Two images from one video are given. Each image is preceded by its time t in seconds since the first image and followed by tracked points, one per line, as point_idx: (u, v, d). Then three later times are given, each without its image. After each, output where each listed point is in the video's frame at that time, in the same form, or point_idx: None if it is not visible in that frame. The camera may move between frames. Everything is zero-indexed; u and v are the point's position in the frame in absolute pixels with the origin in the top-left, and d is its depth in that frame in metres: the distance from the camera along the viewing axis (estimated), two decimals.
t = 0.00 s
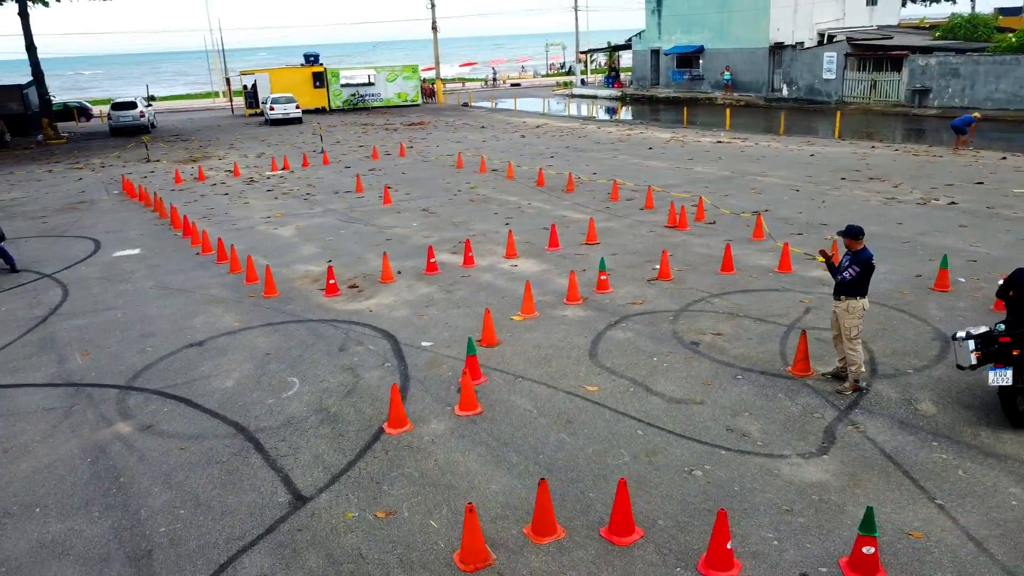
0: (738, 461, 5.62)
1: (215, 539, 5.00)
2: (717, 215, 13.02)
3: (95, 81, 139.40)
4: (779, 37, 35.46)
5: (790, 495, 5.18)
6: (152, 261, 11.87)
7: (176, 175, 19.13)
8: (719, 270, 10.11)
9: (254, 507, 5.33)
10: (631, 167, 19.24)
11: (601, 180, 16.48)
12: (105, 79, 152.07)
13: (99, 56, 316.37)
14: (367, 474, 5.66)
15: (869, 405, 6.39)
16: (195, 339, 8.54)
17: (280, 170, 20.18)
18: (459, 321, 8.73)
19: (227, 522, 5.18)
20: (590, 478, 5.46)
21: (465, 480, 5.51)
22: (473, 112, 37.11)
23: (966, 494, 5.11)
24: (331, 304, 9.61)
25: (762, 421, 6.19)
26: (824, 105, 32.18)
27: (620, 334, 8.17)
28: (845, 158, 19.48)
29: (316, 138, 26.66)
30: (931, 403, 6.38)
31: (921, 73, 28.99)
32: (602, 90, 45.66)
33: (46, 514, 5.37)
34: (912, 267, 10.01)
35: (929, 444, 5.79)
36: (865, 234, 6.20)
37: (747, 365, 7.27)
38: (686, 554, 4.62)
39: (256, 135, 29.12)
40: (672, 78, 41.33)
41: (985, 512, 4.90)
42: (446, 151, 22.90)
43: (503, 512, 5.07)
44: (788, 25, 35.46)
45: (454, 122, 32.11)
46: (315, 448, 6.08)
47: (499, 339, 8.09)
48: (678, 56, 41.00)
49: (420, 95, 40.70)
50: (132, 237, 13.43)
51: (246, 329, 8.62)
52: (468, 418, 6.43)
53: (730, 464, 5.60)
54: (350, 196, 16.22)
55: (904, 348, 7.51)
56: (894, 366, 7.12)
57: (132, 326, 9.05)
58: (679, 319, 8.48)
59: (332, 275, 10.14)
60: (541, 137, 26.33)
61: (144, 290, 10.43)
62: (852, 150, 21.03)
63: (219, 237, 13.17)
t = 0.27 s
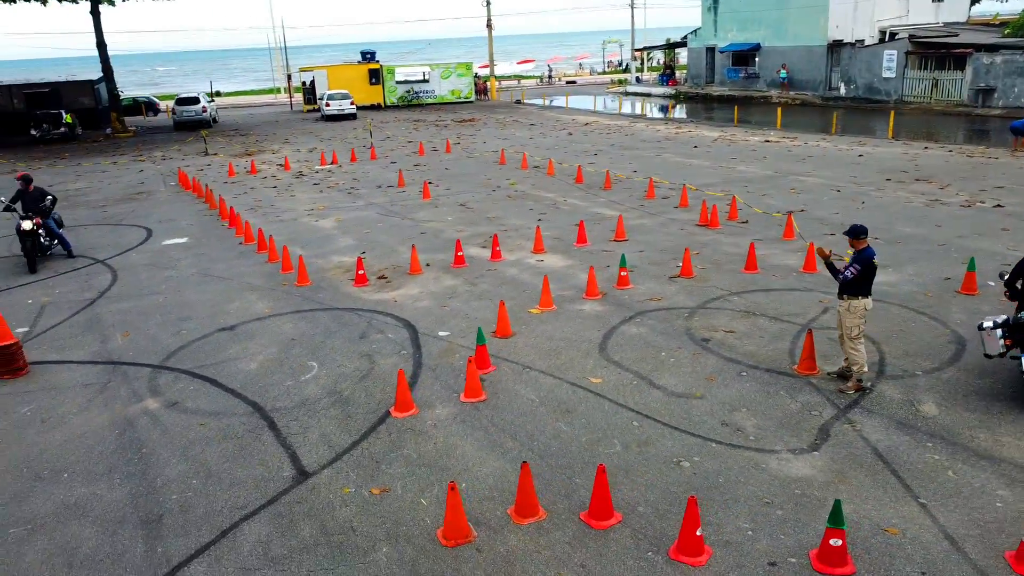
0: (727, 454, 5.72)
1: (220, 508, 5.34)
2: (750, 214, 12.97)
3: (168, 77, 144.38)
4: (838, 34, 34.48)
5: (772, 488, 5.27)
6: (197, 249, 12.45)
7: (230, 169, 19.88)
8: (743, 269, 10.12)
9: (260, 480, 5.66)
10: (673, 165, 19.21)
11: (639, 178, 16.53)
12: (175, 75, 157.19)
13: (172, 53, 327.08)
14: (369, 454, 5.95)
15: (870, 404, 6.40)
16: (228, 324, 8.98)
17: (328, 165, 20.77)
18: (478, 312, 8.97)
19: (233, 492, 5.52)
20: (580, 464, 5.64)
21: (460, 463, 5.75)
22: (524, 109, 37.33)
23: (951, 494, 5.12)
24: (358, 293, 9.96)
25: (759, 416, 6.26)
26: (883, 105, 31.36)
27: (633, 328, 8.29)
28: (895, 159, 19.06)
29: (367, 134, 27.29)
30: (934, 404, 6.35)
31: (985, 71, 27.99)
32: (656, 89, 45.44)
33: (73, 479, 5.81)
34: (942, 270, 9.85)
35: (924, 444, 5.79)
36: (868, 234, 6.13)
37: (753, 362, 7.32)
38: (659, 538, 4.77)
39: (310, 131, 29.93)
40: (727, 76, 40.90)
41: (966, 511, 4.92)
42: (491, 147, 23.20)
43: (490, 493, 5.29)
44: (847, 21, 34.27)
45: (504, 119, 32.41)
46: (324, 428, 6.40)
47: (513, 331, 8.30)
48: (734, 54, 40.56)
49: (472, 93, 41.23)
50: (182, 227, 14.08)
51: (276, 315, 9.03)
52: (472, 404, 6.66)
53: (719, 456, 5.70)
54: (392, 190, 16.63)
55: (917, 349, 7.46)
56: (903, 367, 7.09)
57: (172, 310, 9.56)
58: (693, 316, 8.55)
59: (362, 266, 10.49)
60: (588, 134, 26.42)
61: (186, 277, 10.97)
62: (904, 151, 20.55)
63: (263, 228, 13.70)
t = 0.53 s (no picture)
0: (718, 447, 5.82)
1: (229, 479, 5.70)
2: (784, 214, 12.90)
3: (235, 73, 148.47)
4: (900, 32, 33.52)
5: (756, 480, 5.37)
6: (241, 239, 12.99)
7: (281, 163, 20.56)
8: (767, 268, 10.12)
9: (269, 455, 6.01)
10: (716, 164, 19.11)
11: (678, 177, 16.52)
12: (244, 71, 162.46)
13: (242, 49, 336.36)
14: (373, 434, 6.24)
15: (870, 404, 6.42)
16: (259, 310, 9.42)
17: (375, 159, 21.28)
18: (498, 304, 9.20)
19: (243, 466, 5.87)
20: (571, 451, 5.82)
21: (457, 446, 5.99)
22: (576, 107, 37.44)
23: (936, 494, 5.14)
24: (386, 284, 10.30)
25: (756, 412, 6.34)
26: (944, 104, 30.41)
27: (647, 324, 8.41)
28: (946, 160, 18.58)
29: (417, 130, 27.80)
30: (936, 406, 6.33)
31: None
32: (712, 87, 45.00)
33: (100, 448, 6.26)
34: (973, 274, 9.66)
35: (918, 445, 5.79)
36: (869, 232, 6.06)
37: (760, 359, 7.38)
38: (637, 523, 4.93)
39: (363, 126, 30.62)
40: (784, 74, 40.35)
41: (947, 511, 4.95)
42: (536, 144, 23.41)
43: (481, 474, 5.52)
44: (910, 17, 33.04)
45: (553, 117, 32.58)
46: (335, 409, 6.72)
47: (529, 324, 8.51)
48: (792, 51, 39.99)
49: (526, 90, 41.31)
50: (230, 218, 14.68)
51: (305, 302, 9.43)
52: (477, 392, 6.90)
53: (709, 449, 5.82)
54: (433, 185, 17.00)
55: (930, 351, 7.40)
56: (912, 368, 7.06)
57: (209, 296, 10.05)
58: (708, 313, 8.62)
59: (392, 258, 10.83)
60: (635, 132, 26.39)
61: (227, 265, 11.49)
62: (959, 152, 20.00)
63: (305, 220, 14.19)
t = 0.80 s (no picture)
0: (709, 440, 5.93)
1: (240, 453, 6.05)
2: (818, 215, 12.77)
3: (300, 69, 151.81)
4: (965, 29, 32.45)
5: (742, 472, 5.48)
6: (282, 230, 13.49)
7: (330, 157, 21.15)
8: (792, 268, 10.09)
9: (280, 433, 6.35)
10: (759, 164, 18.95)
11: (717, 176, 16.45)
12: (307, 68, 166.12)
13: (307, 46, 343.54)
14: (380, 416, 6.52)
15: (870, 403, 6.42)
16: (290, 297, 9.82)
17: (421, 155, 21.71)
18: (517, 297, 9.41)
19: (255, 441, 6.22)
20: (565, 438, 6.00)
21: (456, 430, 6.23)
22: (627, 105, 37.34)
23: (920, 492, 5.16)
24: (413, 275, 10.62)
25: (754, 407, 6.41)
26: (1009, 105, 29.34)
27: (661, 319, 8.51)
28: (1000, 162, 18.04)
29: (466, 126, 28.18)
30: (938, 407, 6.31)
31: None
32: (768, 85, 44.36)
33: (128, 420, 6.71)
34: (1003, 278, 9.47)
35: (912, 444, 5.78)
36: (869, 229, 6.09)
37: (768, 357, 7.42)
38: (617, 508, 5.09)
39: (414, 122, 31.15)
40: (843, 72, 39.55)
41: (928, 508, 4.97)
42: (581, 142, 23.53)
43: (475, 457, 5.75)
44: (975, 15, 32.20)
45: (603, 115, 32.57)
46: (348, 392, 7.03)
47: (545, 316, 8.70)
48: (851, 50, 39.16)
49: (578, 88, 41.45)
50: (274, 209, 15.23)
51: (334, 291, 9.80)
52: (485, 380, 7.13)
53: (701, 441, 5.93)
54: (472, 181, 17.29)
55: (943, 353, 7.34)
56: (921, 369, 7.02)
57: (246, 283, 10.52)
58: (724, 310, 8.68)
59: (421, 250, 11.14)
60: (683, 130, 26.27)
61: (266, 254, 11.97)
62: (1016, 155, 19.38)
63: (345, 213, 14.63)
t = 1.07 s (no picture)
0: (703, 433, 6.03)
1: (254, 431, 6.40)
2: (854, 216, 12.60)
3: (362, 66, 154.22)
4: None
5: (729, 465, 5.58)
6: (322, 223, 13.95)
7: (377, 153, 21.65)
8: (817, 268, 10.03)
9: (294, 413, 6.69)
10: (805, 164, 18.69)
11: (757, 176, 16.32)
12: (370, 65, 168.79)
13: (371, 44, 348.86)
14: (388, 401, 6.80)
15: (871, 403, 6.43)
16: (321, 286, 10.21)
17: (466, 151, 22.04)
18: (538, 291, 9.60)
19: (269, 420, 6.57)
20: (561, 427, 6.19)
21: (459, 416, 6.46)
22: (680, 103, 37.07)
23: (905, 491, 5.19)
24: (441, 268, 10.90)
25: (753, 404, 6.48)
26: None
27: (675, 316, 8.60)
28: None
29: (515, 124, 28.43)
30: (940, 410, 6.28)
31: None
32: (828, 84, 43.42)
33: (156, 397, 7.15)
34: None
35: (906, 445, 5.78)
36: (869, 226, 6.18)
37: (776, 355, 7.46)
38: (600, 494, 5.25)
39: (465, 119, 31.54)
40: (906, 71, 38.47)
41: (909, 506, 5.01)
42: (627, 140, 23.53)
43: (472, 441, 5.97)
44: None
45: (654, 113, 32.42)
46: (362, 378, 7.34)
47: (562, 310, 8.87)
48: (915, 48, 38.04)
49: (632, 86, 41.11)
50: (318, 203, 15.72)
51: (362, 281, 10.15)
52: (493, 370, 7.35)
53: (694, 434, 6.04)
54: (512, 178, 17.52)
55: (956, 356, 7.26)
56: (930, 372, 6.97)
57: (281, 272, 10.96)
58: (740, 309, 8.71)
59: (451, 244, 11.42)
60: (732, 129, 26.00)
61: (304, 245, 12.42)
62: None
63: (384, 207, 15.02)
